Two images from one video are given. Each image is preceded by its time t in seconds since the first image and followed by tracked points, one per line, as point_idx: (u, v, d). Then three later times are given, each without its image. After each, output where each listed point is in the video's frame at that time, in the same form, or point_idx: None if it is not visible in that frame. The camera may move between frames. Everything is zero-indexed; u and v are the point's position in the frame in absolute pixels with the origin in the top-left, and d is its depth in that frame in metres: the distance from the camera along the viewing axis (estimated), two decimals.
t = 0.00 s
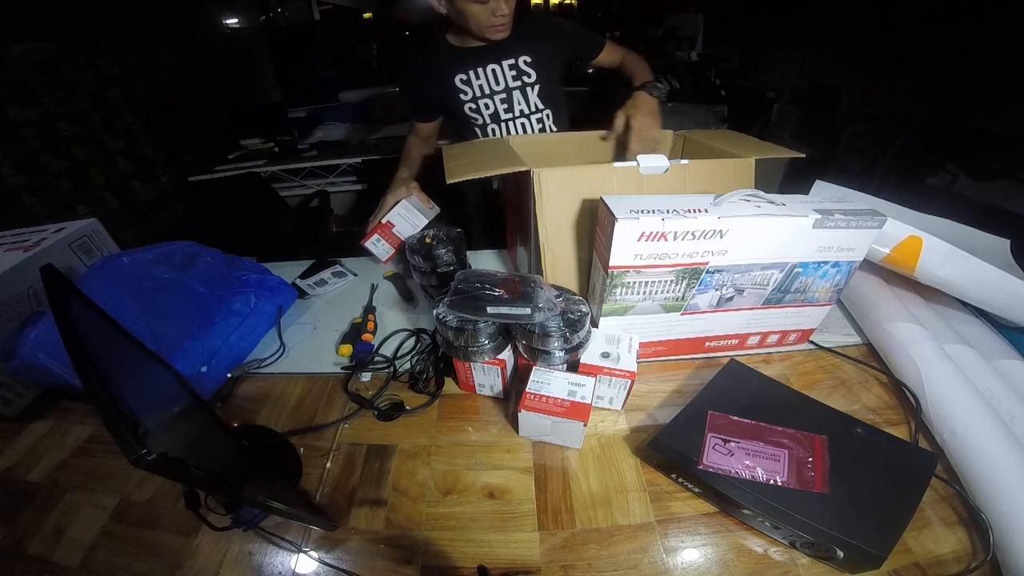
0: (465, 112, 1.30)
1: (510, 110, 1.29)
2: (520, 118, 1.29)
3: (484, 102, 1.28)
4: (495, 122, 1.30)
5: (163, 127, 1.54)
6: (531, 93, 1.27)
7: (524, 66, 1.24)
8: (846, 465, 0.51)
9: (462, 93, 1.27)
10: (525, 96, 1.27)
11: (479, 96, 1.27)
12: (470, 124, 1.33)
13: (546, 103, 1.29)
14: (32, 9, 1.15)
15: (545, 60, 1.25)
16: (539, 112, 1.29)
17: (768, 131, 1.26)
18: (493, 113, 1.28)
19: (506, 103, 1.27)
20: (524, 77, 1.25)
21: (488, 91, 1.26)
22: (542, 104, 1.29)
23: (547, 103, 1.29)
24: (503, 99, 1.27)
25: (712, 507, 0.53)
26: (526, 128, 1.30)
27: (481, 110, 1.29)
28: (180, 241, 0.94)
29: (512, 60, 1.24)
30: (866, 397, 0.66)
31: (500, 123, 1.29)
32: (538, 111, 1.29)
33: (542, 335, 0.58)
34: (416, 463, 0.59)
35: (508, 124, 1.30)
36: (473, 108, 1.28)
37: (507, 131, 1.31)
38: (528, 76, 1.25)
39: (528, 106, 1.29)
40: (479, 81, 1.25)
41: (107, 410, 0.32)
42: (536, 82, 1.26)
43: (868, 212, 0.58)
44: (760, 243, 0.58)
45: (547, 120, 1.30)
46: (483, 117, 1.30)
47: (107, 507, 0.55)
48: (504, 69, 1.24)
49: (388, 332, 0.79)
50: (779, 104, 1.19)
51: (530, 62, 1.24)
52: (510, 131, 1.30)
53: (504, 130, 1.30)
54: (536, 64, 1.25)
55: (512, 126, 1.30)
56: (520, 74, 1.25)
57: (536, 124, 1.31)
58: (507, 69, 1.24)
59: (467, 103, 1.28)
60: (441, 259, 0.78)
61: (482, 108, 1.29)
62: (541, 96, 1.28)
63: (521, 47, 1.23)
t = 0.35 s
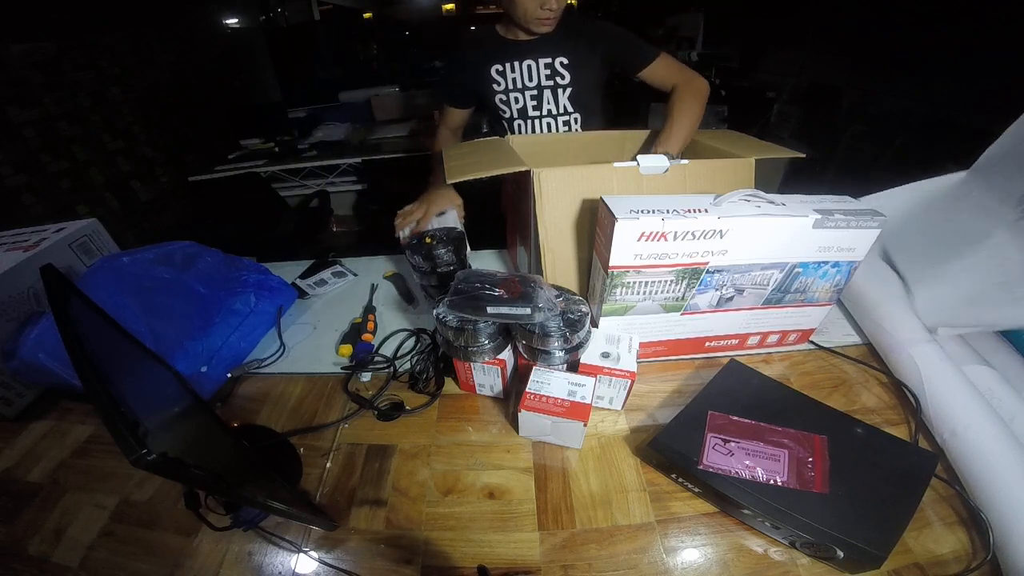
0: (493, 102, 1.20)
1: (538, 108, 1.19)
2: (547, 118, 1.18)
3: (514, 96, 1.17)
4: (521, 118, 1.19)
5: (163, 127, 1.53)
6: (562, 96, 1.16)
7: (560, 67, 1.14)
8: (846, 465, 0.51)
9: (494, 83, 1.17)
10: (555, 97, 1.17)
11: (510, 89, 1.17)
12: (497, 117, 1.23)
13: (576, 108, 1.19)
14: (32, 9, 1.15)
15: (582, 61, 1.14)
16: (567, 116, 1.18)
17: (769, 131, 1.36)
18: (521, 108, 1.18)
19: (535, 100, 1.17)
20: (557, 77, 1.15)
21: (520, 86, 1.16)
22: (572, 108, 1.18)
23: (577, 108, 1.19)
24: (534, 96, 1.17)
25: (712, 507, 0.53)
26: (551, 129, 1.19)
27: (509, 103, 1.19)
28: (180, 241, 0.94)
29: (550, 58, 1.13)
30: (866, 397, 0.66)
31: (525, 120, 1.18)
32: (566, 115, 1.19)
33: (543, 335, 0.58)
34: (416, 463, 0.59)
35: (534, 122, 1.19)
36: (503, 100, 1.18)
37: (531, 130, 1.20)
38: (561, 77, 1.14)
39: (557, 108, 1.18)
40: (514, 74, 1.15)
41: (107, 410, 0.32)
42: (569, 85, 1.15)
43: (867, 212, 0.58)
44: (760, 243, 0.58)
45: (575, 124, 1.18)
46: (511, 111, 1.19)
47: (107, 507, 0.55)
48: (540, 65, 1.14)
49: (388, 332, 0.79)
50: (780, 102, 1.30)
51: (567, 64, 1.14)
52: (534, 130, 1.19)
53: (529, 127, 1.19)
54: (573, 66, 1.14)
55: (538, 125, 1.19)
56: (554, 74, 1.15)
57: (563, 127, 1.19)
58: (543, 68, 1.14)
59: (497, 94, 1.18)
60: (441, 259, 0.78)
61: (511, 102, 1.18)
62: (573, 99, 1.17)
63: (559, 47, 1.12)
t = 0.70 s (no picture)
0: (508, 103, 1.25)
1: (548, 108, 1.19)
2: (555, 120, 1.18)
3: (525, 97, 1.20)
4: (534, 119, 1.22)
5: (163, 127, 1.53)
6: (567, 96, 1.14)
7: (562, 67, 1.11)
8: (846, 465, 0.51)
9: (506, 86, 1.21)
10: (561, 98, 1.15)
11: (521, 91, 1.19)
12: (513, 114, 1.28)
13: (584, 108, 1.15)
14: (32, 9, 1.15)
15: (585, 61, 1.09)
16: (574, 116, 1.16)
17: (768, 131, 1.36)
18: (533, 109, 1.21)
19: (544, 101, 1.18)
20: (561, 78, 1.12)
21: (529, 89, 1.18)
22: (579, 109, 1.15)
23: (585, 108, 1.15)
24: (541, 97, 1.18)
25: (712, 507, 0.53)
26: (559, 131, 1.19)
27: (522, 105, 1.22)
28: (179, 241, 0.94)
29: (552, 58, 1.11)
30: (866, 397, 0.66)
31: (537, 121, 1.21)
32: (575, 116, 1.16)
33: (542, 335, 0.58)
34: (416, 463, 0.59)
35: (544, 123, 1.20)
36: (516, 101, 1.22)
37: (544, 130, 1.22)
38: (564, 77, 1.11)
39: (563, 108, 1.16)
40: (522, 76, 1.17)
41: (107, 410, 0.32)
42: (573, 85, 1.12)
43: (868, 212, 0.58)
44: (760, 243, 0.58)
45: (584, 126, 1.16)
46: (524, 112, 1.23)
47: (108, 507, 0.55)
48: (545, 66, 1.13)
49: (388, 332, 0.79)
50: (779, 103, 1.32)
51: (570, 63, 1.10)
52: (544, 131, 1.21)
53: (540, 129, 1.21)
54: (575, 65, 1.10)
55: (547, 126, 1.20)
56: (557, 74, 1.12)
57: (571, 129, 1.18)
58: (546, 68, 1.13)
59: (510, 96, 1.22)
60: (441, 259, 0.78)
61: (523, 103, 1.22)
62: (579, 99, 1.14)
63: (560, 46, 1.09)
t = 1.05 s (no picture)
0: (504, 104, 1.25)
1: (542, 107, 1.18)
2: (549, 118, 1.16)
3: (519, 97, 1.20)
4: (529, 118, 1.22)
5: (163, 127, 1.53)
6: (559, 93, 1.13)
7: (554, 64, 1.11)
8: (846, 465, 0.51)
9: (502, 85, 1.21)
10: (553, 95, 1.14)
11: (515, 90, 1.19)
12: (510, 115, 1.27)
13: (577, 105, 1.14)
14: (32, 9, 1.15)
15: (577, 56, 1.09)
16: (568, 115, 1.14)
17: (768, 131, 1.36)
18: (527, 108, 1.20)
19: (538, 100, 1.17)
20: (553, 75, 1.12)
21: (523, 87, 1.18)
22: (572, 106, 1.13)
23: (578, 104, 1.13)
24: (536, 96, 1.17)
25: (712, 507, 0.53)
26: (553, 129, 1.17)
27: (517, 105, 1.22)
28: (179, 241, 0.95)
29: (544, 55, 1.11)
30: (866, 397, 0.66)
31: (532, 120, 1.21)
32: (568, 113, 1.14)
33: (543, 335, 0.58)
34: (416, 463, 0.59)
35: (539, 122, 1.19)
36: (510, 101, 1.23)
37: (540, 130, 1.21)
38: (556, 73, 1.11)
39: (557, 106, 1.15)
40: (516, 75, 1.17)
41: (107, 410, 0.32)
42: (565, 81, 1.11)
43: (868, 212, 0.58)
44: (760, 243, 0.58)
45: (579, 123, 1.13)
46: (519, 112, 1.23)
47: (108, 507, 0.55)
48: (538, 64, 1.13)
49: (388, 332, 0.79)
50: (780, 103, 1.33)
51: (561, 60, 1.10)
52: (540, 130, 1.19)
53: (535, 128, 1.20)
54: (567, 62, 1.10)
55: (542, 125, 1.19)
56: (550, 72, 1.12)
57: (566, 127, 1.15)
58: (539, 66, 1.13)
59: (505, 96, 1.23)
60: (441, 259, 0.78)
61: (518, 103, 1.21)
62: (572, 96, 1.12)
63: (552, 43, 1.10)
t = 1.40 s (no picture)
0: (512, 84, 1.19)
1: (556, 95, 1.15)
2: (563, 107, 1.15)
3: (532, 80, 1.15)
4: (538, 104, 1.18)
5: (163, 127, 1.53)
6: (579, 84, 1.12)
7: (579, 55, 1.10)
8: (847, 465, 0.51)
9: (516, 64, 1.15)
10: (572, 85, 1.13)
11: (531, 72, 1.14)
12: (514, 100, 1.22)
13: (594, 99, 1.14)
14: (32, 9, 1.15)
15: (604, 50, 1.09)
16: (584, 106, 1.14)
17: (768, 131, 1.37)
18: (539, 93, 1.16)
19: (553, 86, 1.14)
20: (576, 65, 1.11)
21: (540, 71, 1.13)
22: (589, 99, 1.13)
23: (595, 98, 1.14)
24: (551, 82, 1.14)
25: (712, 507, 0.53)
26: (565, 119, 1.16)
27: (528, 88, 1.17)
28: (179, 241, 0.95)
29: (570, 45, 1.09)
30: (866, 397, 0.66)
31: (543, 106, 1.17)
32: (583, 105, 1.14)
33: (543, 335, 0.58)
34: (417, 463, 0.59)
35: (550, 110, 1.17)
36: (521, 82, 1.16)
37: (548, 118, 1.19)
38: (581, 64, 1.10)
39: (575, 97, 1.14)
40: (536, 58, 1.12)
41: (108, 410, 0.32)
42: (588, 73, 1.11)
43: (868, 212, 0.58)
44: (761, 243, 0.58)
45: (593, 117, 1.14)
46: (528, 95, 1.18)
47: (107, 507, 0.55)
48: (561, 51, 1.11)
49: (388, 332, 0.79)
50: (779, 103, 1.33)
51: (587, 51, 1.09)
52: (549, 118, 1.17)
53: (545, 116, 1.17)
54: (593, 54, 1.09)
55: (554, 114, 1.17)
56: (573, 61, 1.11)
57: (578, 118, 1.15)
58: (562, 54, 1.11)
59: (517, 75, 1.17)
60: (441, 259, 0.78)
61: (530, 85, 1.16)
62: (591, 89, 1.12)
63: (580, 33, 1.08)
